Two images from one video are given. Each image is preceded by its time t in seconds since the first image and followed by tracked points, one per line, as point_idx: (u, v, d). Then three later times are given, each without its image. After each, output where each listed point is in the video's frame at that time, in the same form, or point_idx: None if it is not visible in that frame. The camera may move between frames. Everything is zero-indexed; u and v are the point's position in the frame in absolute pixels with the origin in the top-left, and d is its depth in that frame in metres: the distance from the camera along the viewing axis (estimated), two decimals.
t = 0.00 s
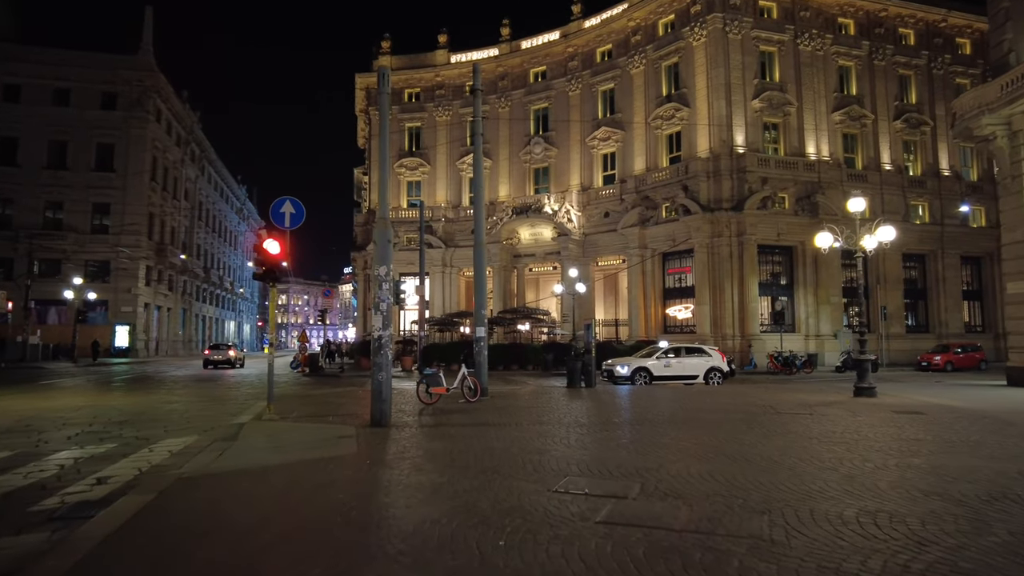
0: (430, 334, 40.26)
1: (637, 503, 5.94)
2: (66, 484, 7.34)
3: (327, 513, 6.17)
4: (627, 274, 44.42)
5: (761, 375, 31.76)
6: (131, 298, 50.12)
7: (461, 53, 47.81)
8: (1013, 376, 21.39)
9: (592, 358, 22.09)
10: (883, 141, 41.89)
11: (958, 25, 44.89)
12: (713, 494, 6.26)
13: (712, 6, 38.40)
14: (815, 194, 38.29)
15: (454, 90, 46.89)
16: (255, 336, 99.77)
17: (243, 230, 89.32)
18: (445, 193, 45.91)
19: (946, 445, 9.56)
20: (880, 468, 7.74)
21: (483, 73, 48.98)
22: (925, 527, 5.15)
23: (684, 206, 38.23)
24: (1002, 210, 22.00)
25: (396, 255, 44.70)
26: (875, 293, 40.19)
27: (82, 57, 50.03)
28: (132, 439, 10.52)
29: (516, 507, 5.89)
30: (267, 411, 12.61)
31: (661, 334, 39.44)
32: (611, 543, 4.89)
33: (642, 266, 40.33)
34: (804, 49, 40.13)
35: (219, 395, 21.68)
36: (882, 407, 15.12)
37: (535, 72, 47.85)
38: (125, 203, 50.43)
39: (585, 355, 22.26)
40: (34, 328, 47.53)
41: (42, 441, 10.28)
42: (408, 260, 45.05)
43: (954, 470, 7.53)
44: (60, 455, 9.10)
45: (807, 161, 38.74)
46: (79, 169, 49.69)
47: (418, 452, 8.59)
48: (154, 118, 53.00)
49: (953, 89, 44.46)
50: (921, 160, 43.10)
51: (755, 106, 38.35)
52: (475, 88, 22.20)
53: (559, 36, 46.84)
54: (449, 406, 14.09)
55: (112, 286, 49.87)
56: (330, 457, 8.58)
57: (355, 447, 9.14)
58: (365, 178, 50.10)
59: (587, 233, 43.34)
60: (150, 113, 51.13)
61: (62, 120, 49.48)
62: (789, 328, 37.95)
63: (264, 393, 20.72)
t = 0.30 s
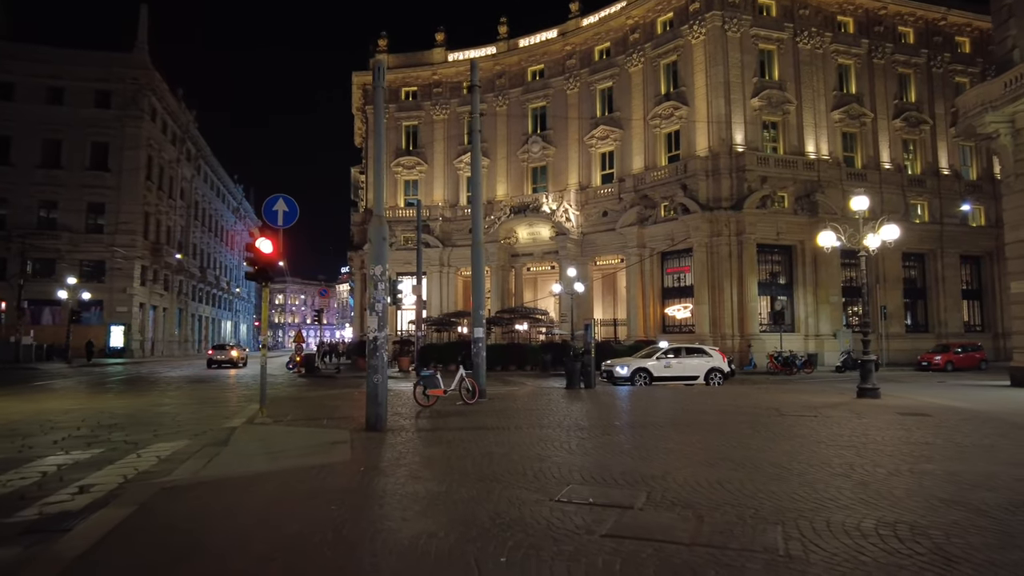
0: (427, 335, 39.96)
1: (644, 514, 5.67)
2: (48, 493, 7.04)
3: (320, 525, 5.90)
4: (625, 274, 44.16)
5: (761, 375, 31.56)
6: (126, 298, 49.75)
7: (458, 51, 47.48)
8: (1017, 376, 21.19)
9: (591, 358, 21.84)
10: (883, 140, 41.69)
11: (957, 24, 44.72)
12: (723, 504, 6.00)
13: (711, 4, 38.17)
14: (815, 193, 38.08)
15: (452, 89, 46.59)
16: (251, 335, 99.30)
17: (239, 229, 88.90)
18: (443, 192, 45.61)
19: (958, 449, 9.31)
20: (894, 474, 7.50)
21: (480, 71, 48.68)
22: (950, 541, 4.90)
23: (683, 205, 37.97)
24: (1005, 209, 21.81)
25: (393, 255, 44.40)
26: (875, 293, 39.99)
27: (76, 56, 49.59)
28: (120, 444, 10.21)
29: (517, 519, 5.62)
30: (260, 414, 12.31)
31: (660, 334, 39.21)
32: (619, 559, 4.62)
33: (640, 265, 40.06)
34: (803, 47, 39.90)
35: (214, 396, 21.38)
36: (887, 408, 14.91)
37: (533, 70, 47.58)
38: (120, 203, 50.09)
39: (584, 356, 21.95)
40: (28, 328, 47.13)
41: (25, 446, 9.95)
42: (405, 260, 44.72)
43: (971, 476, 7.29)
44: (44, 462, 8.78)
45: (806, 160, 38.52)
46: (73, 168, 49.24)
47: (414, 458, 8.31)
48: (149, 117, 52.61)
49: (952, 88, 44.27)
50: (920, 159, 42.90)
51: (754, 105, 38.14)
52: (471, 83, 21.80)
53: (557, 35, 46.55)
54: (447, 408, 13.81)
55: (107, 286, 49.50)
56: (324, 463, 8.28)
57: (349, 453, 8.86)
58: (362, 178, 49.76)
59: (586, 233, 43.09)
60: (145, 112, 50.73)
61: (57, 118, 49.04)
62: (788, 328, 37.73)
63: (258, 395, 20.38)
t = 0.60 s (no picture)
0: (426, 334, 39.64)
1: (656, 521, 5.38)
2: (30, 497, 6.73)
3: (315, 531, 5.60)
4: (626, 273, 43.84)
5: (764, 375, 31.27)
6: (123, 297, 49.37)
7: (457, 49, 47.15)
8: None
9: (593, 358, 21.53)
10: (885, 138, 41.40)
11: (960, 22, 44.41)
12: (739, 510, 5.71)
13: (712, 1, 37.88)
14: (817, 191, 37.79)
15: (451, 87, 46.29)
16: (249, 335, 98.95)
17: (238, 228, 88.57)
18: (442, 190, 45.30)
19: (974, 450, 9.03)
20: (914, 476, 7.21)
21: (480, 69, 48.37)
22: (985, 551, 4.62)
23: (684, 203, 37.67)
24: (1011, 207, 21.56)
25: (392, 254, 44.06)
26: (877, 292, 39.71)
27: (73, 53, 49.27)
28: (109, 445, 9.88)
29: (523, 527, 5.32)
30: (255, 414, 11.98)
31: (661, 334, 38.91)
32: (634, 570, 4.32)
33: (641, 264, 39.73)
34: (805, 44, 39.60)
35: (210, 396, 21.04)
36: (896, 408, 14.63)
37: (533, 68, 47.28)
38: (118, 200, 49.74)
39: (586, 355, 21.65)
40: (24, 327, 46.72)
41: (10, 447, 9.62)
42: (404, 259, 44.33)
43: (996, 479, 7.01)
44: (28, 464, 8.45)
45: (808, 158, 38.23)
46: (70, 166, 48.84)
47: (413, 460, 8.01)
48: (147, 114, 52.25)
49: (955, 86, 43.99)
50: (923, 158, 42.61)
51: (756, 102, 37.85)
52: (472, 77, 21.43)
53: (557, 32, 46.22)
54: (447, 408, 13.50)
55: (104, 285, 49.12)
56: (319, 466, 7.96)
57: (345, 455, 8.56)
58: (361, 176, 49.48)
59: (586, 232, 42.78)
60: (142, 110, 50.39)
61: (53, 116, 48.67)
62: (790, 327, 37.45)
63: (254, 395, 20.08)
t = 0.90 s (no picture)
0: (425, 334, 39.32)
1: (666, 536, 5.08)
2: (7, 508, 6.43)
3: (303, 546, 5.30)
4: (626, 273, 43.56)
5: (766, 377, 30.99)
6: (119, 297, 48.99)
7: (456, 47, 46.82)
8: None
9: (594, 360, 21.21)
10: (887, 138, 41.10)
11: (962, 21, 44.12)
12: (751, 524, 5.41)
13: None
14: (819, 191, 37.49)
15: (450, 86, 46.00)
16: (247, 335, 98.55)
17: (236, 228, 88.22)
18: (441, 190, 44.98)
19: (990, 456, 8.71)
20: (930, 484, 6.93)
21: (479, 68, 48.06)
22: (1017, 569, 4.33)
23: (685, 203, 37.36)
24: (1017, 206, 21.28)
25: (390, 254, 43.75)
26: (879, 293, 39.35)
27: (70, 51, 48.98)
28: (96, 451, 9.58)
29: (524, 542, 5.02)
30: (247, 419, 11.65)
31: (661, 334, 38.63)
32: None
33: (641, 265, 39.43)
34: (807, 43, 39.29)
35: (206, 398, 20.76)
36: (903, 411, 14.35)
37: (532, 67, 46.99)
38: (114, 199, 49.38)
39: (587, 357, 21.34)
40: (19, 327, 46.36)
41: None
42: (403, 259, 44.01)
43: (1015, 488, 6.72)
44: (10, 471, 8.15)
45: (810, 157, 37.95)
46: (67, 165, 48.54)
47: (410, 468, 7.71)
48: (144, 113, 51.92)
49: (957, 86, 43.72)
50: (925, 157, 42.34)
51: (758, 101, 37.55)
52: (472, 73, 21.01)
53: (557, 31, 45.90)
54: (445, 412, 13.20)
55: (100, 285, 48.73)
56: (310, 475, 7.63)
57: (339, 462, 8.23)
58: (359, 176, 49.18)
59: (586, 232, 42.48)
60: (139, 109, 50.08)
61: (50, 114, 48.34)
62: (792, 328, 37.17)
63: (250, 397, 19.75)
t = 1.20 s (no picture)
0: (420, 335, 39.00)
1: (669, 544, 4.81)
2: None
3: (284, 556, 5.02)
4: (623, 273, 43.33)
5: (764, 377, 30.78)
6: (113, 298, 48.56)
7: (452, 47, 46.54)
8: None
9: (591, 360, 20.93)
10: (885, 138, 40.96)
11: (960, 20, 44.03)
12: (757, 530, 5.15)
13: None
14: (817, 191, 37.28)
15: (446, 85, 45.71)
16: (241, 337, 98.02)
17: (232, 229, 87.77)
18: (437, 190, 44.66)
19: (1000, 458, 8.46)
20: (939, 486, 6.67)
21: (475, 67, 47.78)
22: None
23: (682, 202, 37.12)
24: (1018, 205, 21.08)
25: (386, 254, 43.46)
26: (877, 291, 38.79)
27: (63, 50, 48.59)
28: (77, 454, 9.26)
29: (519, 551, 4.75)
30: (234, 421, 11.33)
31: (658, 335, 38.41)
32: None
33: (639, 265, 39.20)
34: (804, 42, 39.14)
35: (198, 400, 20.44)
36: (907, 412, 14.09)
37: (529, 66, 46.73)
38: (107, 199, 48.95)
39: (584, 358, 21.06)
40: (10, 329, 45.89)
41: None
42: (399, 260, 43.71)
43: None
44: None
45: (808, 157, 37.77)
46: (60, 166, 48.12)
47: (400, 472, 7.42)
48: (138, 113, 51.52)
49: (954, 85, 43.60)
50: (923, 157, 42.20)
51: (755, 101, 37.33)
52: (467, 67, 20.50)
53: (553, 30, 45.65)
54: (439, 414, 12.90)
55: (93, 286, 48.27)
56: (296, 480, 7.31)
57: (326, 467, 7.92)
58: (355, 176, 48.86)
59: (583, 232, 42.22)
60: (133, 108, 49.67)
61: (42, 114, 47.93)
62: (790, 328, 36.98)
63: (242, 399, 19.39)
